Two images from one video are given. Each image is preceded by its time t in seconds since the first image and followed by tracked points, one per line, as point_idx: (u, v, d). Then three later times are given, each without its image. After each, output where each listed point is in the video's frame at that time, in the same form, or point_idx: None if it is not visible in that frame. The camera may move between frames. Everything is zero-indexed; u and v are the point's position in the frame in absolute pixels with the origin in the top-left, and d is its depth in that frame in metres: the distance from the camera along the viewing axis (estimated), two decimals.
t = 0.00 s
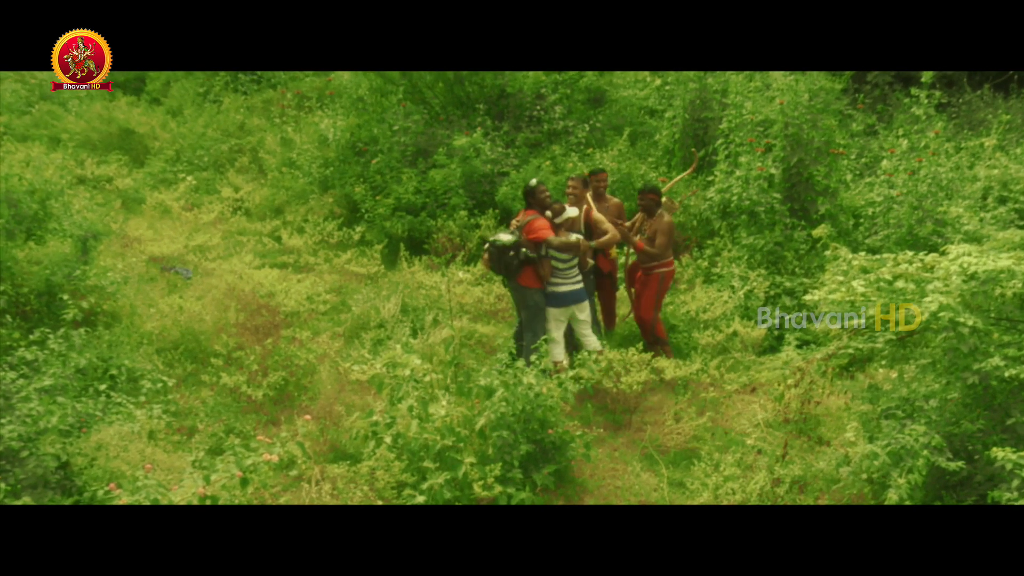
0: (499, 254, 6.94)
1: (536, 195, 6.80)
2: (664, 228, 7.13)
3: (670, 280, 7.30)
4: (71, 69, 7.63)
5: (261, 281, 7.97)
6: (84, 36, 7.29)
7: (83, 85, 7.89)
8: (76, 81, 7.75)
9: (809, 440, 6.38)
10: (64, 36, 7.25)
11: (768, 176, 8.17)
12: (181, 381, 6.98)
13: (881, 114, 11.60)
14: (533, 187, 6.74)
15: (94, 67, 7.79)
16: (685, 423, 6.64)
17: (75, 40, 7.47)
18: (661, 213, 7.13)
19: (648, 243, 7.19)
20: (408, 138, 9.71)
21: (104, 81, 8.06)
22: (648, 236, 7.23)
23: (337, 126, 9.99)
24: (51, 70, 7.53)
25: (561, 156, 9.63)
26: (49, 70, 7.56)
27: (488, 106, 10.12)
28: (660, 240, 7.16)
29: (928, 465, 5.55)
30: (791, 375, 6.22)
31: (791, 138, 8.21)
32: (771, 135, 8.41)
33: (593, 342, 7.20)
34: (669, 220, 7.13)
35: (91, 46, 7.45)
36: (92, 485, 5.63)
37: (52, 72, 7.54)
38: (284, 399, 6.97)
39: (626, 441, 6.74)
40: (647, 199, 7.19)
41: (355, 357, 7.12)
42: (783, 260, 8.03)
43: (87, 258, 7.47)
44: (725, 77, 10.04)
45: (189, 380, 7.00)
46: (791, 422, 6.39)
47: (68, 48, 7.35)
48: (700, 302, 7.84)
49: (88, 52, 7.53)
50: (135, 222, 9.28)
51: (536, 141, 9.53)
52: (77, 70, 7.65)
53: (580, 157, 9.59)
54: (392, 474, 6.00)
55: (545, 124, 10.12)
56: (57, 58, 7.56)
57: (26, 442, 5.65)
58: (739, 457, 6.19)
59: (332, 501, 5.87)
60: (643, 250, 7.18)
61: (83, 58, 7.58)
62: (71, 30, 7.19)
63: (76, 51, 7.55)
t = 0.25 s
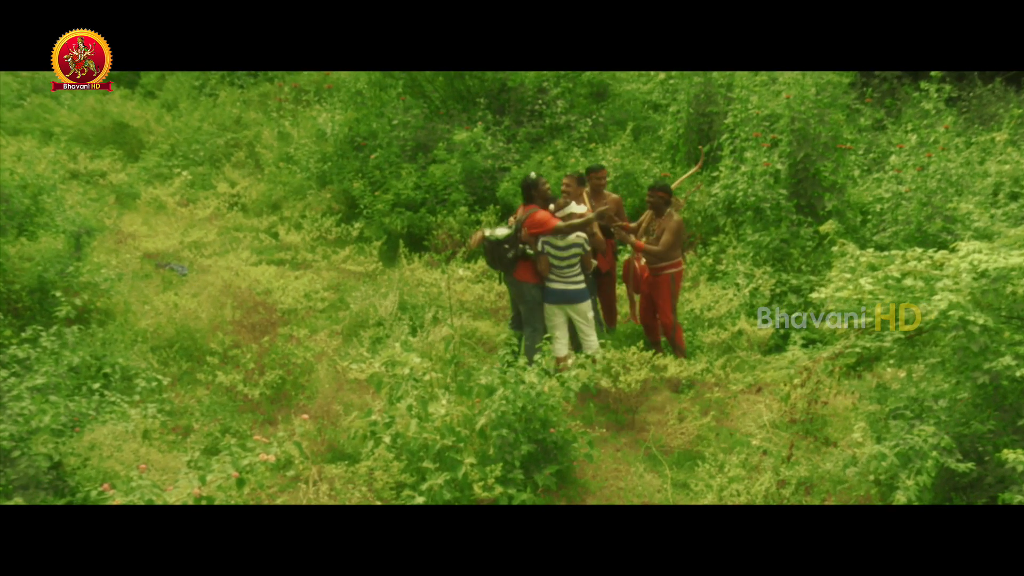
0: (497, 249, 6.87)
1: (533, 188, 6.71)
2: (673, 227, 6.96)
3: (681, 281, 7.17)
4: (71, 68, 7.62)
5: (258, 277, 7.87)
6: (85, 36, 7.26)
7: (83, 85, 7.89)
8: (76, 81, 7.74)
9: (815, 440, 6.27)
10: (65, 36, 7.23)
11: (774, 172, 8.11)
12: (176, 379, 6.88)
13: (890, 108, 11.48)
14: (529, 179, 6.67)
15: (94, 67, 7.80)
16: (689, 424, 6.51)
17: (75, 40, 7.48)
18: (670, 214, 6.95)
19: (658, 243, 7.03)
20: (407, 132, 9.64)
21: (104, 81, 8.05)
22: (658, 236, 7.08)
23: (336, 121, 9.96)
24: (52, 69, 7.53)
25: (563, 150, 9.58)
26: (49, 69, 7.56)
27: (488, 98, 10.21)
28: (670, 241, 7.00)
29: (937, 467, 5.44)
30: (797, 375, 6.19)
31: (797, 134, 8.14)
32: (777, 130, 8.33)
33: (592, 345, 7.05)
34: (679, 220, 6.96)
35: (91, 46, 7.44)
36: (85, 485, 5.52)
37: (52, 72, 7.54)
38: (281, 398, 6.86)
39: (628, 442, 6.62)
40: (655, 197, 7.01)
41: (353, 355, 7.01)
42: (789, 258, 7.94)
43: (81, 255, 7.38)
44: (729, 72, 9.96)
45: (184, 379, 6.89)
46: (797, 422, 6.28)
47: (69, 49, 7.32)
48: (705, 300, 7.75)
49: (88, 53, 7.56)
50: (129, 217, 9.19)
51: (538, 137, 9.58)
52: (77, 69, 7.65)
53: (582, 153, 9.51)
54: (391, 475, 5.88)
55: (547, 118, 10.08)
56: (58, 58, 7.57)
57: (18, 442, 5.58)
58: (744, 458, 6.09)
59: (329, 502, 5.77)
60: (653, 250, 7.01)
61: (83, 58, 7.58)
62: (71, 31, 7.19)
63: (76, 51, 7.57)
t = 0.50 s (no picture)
0: (495, 247, 6.74)
1: (533, 182, 6.59)
2: (684, 227, 6.83)
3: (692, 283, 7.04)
4: (71, 69, 7.57)
5: (254, 275, 7.71)
6: (85, 37, 7.03)
7: (83, 84, 7.85)
8: (76, 81, 7.69)
9: (826, 445, 6.11)
10: (65, 36, 7.08)
11: (784, 168, 7.96)
12: (169, 380, 6.72)
13: (902, 103, 11.20)
14: (531, 173, 6.54)
15: (94, 67, 7.75)
16: (695, 428, 6.33)
17: (75, 41, 7.39)
18: (682, 214, 6.83)
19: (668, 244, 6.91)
20: (406, 126, 9.53)
21: (105, 80, 7.97)
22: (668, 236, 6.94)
23: (332, 115, 9.88)
24: (51, 69, 7.49)
25: (566, 146, 9.47)
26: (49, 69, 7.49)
27: (489, 92, 10.17)
28: (681, 242, 6.87)
29: (950, 472, 5.29)
30: (807, 377, 5.98)
31: (808, 128, 7.91)
32: (786, 125, 8.19)
33: (595, 347, 6.90)
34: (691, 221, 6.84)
35: (92, 46, 7.29)
36: (74, 489, 5.36)
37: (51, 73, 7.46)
38: (277, 400, 6.69)
39: (633, 446, 6.45)
40: (667, 196, 6.86)
41: (351, 355, 6.86)
42: (799, 256, 7.75)
43: (72, 252, 7.23)
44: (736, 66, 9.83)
45: (177, 380, 6.73)
46: (807, 425, 6.11)
47: (69, 48, 7.18)
48: (713, 299, 7.60)
49: (88, 53, 7.50)
50: (121, 213, 9.04)
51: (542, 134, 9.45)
52: (77, 69, 7.60)
53: (586, 150, 9.38)
54: (388, 479, 5.71)
55: (550, 113, 10.08)
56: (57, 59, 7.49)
57: (6, 444, 5.42)
58: (752, 462, 5.93)
59: (325, 506, 5.61)
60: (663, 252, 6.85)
61: (84, 58, 7.53)
62: (70, 32, 7.07)
63: (76, 51, 7.50)
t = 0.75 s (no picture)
0: (497, 247, 6.61)
1: (535, 179, 6.40)
2: (692, 226, 6.71)
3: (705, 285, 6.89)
4: (72, 69, 7.47)
5: (250, 274, 7.54)
6: (84, 37, 6.88)
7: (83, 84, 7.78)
8: (78, 83, 7.60)
9: (840, 450, 5.94)
10: (65, 37, 6.96)
11: (795, 164, 7.85)
12: (163, 382, 6.56)
13: (920, 97, 11.15)
14: (533, 170, 6.33)
15: (95, 67, 7.68)
16: (705, 433, 6.15)
17: (75, 41, 7.28)
18: (693, 213, 6.71)
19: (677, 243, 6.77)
20: (408, 123, 9.40)
21: (106, 80, 7.92)
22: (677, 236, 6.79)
23: (331, 112, 9.71)
24: (52, 69, 7.39)
25: (572, 142, 9.33)
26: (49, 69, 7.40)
27: (493, 87, 10.00)
28: (691, 242, 6.75)
29: (968, 477, 5.13)
30: (819, 380, 5.85)
31: (820, 123, 7.75)
32: (797, 120, 8.05)
33: (599, 350, 6.74)
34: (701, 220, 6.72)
35: (91, 47, 7.17)
36: (64, 495, 5.20)
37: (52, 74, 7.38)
38: (275, 403, 6.53)
39: (642, 450, 6.28)
40: (675, 194, 6.74)
41: (351, 356, 6.70)
42: (812, 257, 7.58)
43: (63, 251, 7.07)
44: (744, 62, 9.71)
45: (171, 382, 6.57)
46: (820, 429, 5.94)
47: (68, 49, 7.06)
48: (723, 300, 7.46)
49: (88, 53, 7.40)
50: (114, 211, 8.88)
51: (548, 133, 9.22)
52: (77, 70, 7.49)
53: (591, 146, 9.25)
54: (389, 485, 5.54)
55: (555, 108, 9.92)
56: (58, 59, 7.39)
57: None
58: (762, 467, 5.76)
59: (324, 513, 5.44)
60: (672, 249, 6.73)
61: (84, 58, 7.41)
62: (70, 30, 6.94)
63: (76, 51, 7.38)
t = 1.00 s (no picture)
0: (499, 247, 6.46)
1: (543, 179, 6.20)
2: (690, 224, 6.55)
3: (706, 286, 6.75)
4: (71, 69, 7.18)
5: (245, 275, 7.38)
6: (85, 36, 6.67)
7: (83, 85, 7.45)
8: (77, 82, 7.31)
9: (850, 456, 5.81)
10: (65, 36, 6.73)
11: (804, 162, 7.74)
12: (156, 387, 6.40)
13: (933, 92, 11.04)
14: (542, 170, 6.12)
15: (94, 67, 7.38)
16: (712, 438, 6.01)
17: (76, 40, 7.08)
18: (692, 210, 6.56)
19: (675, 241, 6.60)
20: (407, 120, 9.26)
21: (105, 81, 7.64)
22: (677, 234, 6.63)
23: (327, 110, 9.55)
24: (51, 69, 7.13)
25: (575, 139, 9.22)
26: (48, 69, 7.12)
27: (494, 84, 9.88)
28: (689, 240, 6.60)
29: (983, 484, 5.00)
30: (830, 384, 5.74)
31: (831, 120, 7.66)
32: (807, 117, 7.94)
33: (600, 354, 6.63)
34: (701, 218, 6.55)
35: (93, 47, 6.94)
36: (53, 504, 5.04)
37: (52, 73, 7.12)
38: (270, 408, 6.38)
39: (648, 456, 6.14)
40: (674, 192, 6.59)
41: (349, 359, 6.55)
42: (821, 257, 7.51)
43: (53, 252, 6.90)
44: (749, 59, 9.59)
45: (164, 387, 6.41)
46: (830, 434, 5.80)
47: (70, 49, 6.88)
48: (730, 301, 7.34)
49: (88, 52, 7.10)
50: (105, 212, 8.72)
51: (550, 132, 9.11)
52: (77, 70, 7.20)
53: (595, 144, 9.13)
54: (387, 492, 5.39)
55: (558, 105, 9.84)
56: (58, 59, 7.14)
57: None
58: (771, 473, 5.62)
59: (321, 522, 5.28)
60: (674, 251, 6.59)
61: (84, 58, 7.18)
62: (69, 30, 6.76)
63: (76, 51, 7.19)
